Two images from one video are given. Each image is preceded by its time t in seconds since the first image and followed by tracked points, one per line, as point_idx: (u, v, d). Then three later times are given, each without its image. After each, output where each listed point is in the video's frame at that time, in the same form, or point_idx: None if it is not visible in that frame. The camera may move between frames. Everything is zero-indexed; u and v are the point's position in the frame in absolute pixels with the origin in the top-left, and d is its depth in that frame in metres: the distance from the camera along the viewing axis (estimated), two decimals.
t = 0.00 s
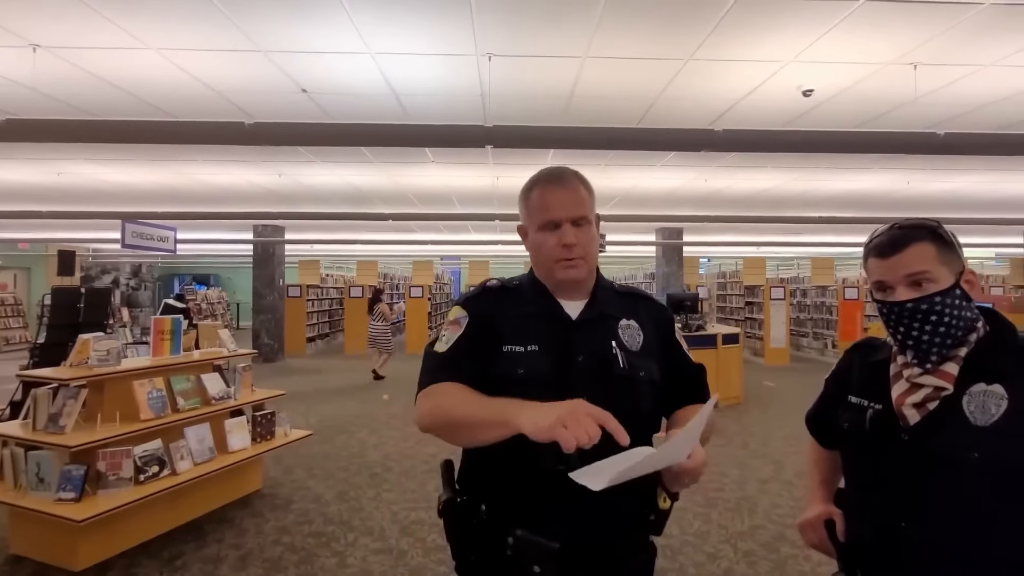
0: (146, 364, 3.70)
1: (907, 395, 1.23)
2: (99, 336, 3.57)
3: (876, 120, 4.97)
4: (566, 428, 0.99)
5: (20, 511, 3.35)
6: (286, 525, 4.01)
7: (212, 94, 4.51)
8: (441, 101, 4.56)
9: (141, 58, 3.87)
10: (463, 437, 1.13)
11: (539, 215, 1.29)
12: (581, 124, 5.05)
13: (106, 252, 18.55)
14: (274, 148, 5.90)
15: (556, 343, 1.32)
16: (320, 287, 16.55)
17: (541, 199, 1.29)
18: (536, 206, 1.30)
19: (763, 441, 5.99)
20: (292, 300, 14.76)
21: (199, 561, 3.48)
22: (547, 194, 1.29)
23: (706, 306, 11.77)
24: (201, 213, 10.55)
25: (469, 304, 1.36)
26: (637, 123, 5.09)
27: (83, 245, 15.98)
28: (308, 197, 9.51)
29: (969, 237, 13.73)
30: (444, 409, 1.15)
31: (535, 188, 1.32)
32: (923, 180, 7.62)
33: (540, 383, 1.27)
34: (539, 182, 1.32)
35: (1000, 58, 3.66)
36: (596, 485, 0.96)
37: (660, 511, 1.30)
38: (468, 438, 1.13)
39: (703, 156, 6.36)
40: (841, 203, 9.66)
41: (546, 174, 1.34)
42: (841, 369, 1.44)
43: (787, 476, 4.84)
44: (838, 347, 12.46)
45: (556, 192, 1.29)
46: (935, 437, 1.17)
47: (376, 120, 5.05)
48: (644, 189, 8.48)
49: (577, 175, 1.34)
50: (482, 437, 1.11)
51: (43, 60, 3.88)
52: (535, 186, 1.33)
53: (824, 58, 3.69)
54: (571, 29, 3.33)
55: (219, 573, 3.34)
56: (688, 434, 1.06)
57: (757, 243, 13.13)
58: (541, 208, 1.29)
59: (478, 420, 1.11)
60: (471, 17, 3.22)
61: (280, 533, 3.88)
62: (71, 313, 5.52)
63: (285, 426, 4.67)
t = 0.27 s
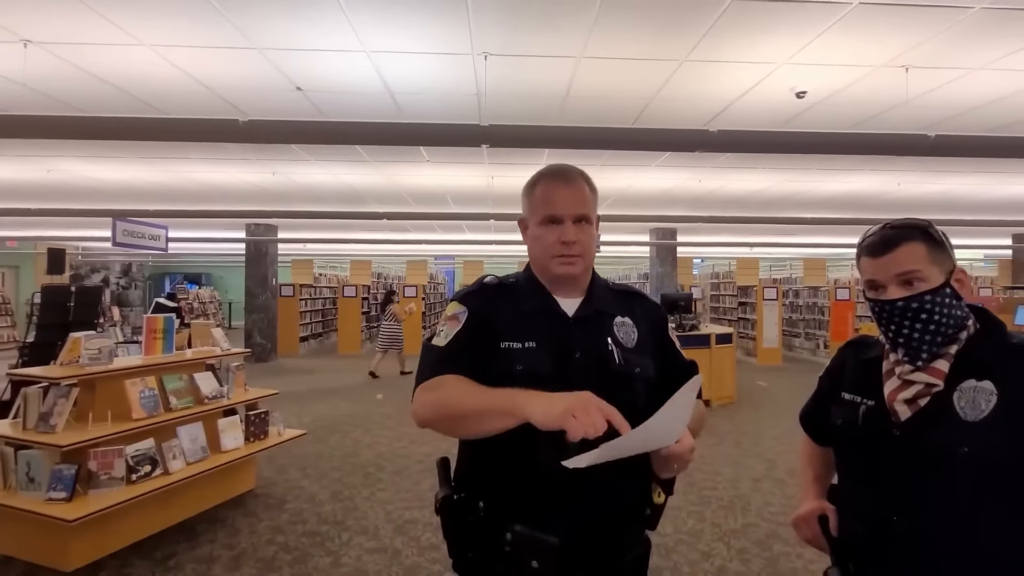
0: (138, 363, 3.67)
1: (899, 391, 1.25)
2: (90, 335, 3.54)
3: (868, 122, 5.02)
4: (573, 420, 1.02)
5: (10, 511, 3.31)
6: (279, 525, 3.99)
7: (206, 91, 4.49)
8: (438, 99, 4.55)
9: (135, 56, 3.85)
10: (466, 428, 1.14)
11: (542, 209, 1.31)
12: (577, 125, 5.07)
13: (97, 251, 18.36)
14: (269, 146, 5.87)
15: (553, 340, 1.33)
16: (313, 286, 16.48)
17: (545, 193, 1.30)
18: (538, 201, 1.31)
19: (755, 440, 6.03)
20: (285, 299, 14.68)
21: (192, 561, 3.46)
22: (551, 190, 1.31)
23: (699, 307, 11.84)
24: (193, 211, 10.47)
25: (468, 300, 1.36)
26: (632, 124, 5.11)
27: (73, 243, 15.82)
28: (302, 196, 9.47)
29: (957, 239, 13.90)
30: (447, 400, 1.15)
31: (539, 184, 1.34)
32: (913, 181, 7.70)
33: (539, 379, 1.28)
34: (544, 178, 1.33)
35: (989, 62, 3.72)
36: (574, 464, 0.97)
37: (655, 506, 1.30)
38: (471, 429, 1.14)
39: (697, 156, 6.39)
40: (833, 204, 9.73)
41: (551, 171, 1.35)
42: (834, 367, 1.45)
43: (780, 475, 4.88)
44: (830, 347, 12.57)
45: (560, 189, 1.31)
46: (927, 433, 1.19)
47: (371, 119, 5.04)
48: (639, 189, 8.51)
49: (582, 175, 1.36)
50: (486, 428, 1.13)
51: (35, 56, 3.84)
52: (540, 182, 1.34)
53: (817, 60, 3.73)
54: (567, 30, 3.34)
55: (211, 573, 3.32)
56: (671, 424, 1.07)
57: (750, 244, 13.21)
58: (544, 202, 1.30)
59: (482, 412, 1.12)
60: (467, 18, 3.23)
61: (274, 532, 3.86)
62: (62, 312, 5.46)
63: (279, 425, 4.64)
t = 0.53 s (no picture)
0: (133, 363, 3.65)
1: (892, 389, 1.26)
2: (84, 334, 3.51)
3: (862, 124, 5.06)
4: (570, 424, 1.02)
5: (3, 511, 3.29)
6: (275, 524, 3.98)
7: (201, 89, 4.47)
8: (435, 99, 4.55)
9: (130, 53, 3.82)
10: (465, 428, 1.15)
11: (540, 210, 1.32)
12: (574, 125, 5.08)
13: (89, 250, 18.23)
14: (264, 145, 5.84)
15: (551, 340, 1.34)
16: (308, 285, 16.42)
17: (544, 194, 1.31)
18: (537, 202, 1.32)
19: (750, 439, 6.07)
20: (280, 298, 14.62)
21: (187, 561, 3.45)
22: (549, 191, 1.32)
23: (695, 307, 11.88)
24: (187, 210, 10.41)
25: (466, 300, 1.36)
26: (629, 124, 5.12)
27: (65, 242, 15.69)
28: (298, 195, 9.43)
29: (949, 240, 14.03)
30: (447, 401, 1.16)
31: (537, 184, 1.34)
32: (907, 183, 7.76)
33: (537, 379, 1.29)
34: (543, 179, 1.34)
35: (982, 65, 3.75)
36: (575, 463, 0.98)
37: (651, 503, 1.33)
38: (470, 429, 1.15)
39: (693, 157, 6.41)
40: (827, 206, 9.80)
41: (550, 172, 1.36)
42: (828, 366, 1.47)
43: (774, 474, 4.92)
44: (824, 347, 12.65)
45: (559, 190, 1.31)
46: (918, 430, 1.20)
47: (367, 118, 5.03)
48: (635, 189, 8.54)
49: (581, 176, 1.36)
50: (485, 428, 1.13)
51: (28, 52, 3.81)
52: (539, 182, 1.34)
53: (812, 62, 3.75)
54: (564, 30, 3.35)
55: (207, 573, 3.31)
56: (667, 421, 1.09)
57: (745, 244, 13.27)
58: (543, 204, 1.31)
59: (482, 413, 1.12)
60: (465, 18, 3.24)
61: (269, 532, 3.85)
62: (54, 311, 5.42)
63: (274, 425, 4.63)
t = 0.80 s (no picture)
0: (129, 363, 3.64)
1: (882, 386, 1.28)
2: (79, 334, 3.50)
3: (855, 125, 5.10)
4: (558, 421, 1.01)
5: None
6: (271, 525, 3.98)
7: (196, 89, 4.45)
8: (431, 99, 4.55)
9: (124, 52, 3.81)
10: (460, 424, 1.16)
11: (535, 212, 1.33)
12: (570, 125, 5.10)
13: (83, 250, 18.12)
14: (259, 145, 5.83)
15: (547, 340, 1.36)
16: (304, 285, 16.37)
17: (539, 196, 1.33)
18: (532, 203, 1.33)
19: (744, 438, 6.10)
20: (275, 299, 14.58)
21: (183, 562, 3.44)
22: (544, 192, 1.33)
23: (690, 306, 11.92)
24: (181, 210, 10.37)
25: (464, 300, 1.38)
26: (624, 125, 5.14)
27: (58, 242, 15.58)
28: (293, 195, 9.41)
29: (942, 239, 14.14)
30: (442, 399, 1.17)
31: (533, 185, 1.36)
32: (900, 183, 7.82)
33: (533, 378, 1.30)
34: (538, 180, 1.35)
35: (973, 67, 3.79)
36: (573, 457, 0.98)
37: (645, 501, 1.35)
38: (466, 425, 1.16)
39: (688, 157, 6.44)
40: (821, 205, 9.86)
41: (546, 173, 1.37)
42: (821, 364, 1.49)
43: (768, 472, 4.95)
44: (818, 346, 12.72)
45: (554, 192, 1.33)
46: (908, 426, 1.23)
47: (362, 118, 5.02)
48: (630, 189, 8.56)
49: (577, 178, 1.38)
50: (480, 424, 1.14)
51: (22, 51, 3.79)
52: (536, 184, 1.36)
53: (806, 63, 3.78)
54: (559, 31, 3.36)
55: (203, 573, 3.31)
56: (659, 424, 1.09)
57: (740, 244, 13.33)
58: (538, 205, 1.33)
59: (475, 410, 1.13)
60: (460, 19, 3.26)
61: (266, 532, 3.85)
62: (48, 311, 5.40)
63: (271, 425, 4.63)
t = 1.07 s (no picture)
0: (120, 361, 3.62)
1: (872, 380, 1.30)
2: (69, 332, 3.48)
3: (847, 123, 5.14)
4: (548, 412, 1.02)
5: None
6: (265, 523, 3.97)
7: (187, 85, 4.42)
8: (425, 96, 4.54)
9: (114, 48, 3.77)
10: (449, 417, 1.16)
11: (528, 208, 1.33)
12: (563, 123, 5.10)
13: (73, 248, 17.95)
14: (252, 141, 5.79)
15: (541, 335, 1.36)
16: (298, 283, 16.30)
17: (531, 192, 1.33)
18: (525, 199, 1.33)
19: (737, 434, 6.15)
20: (268, 296, 14.51)
21: (176, 560, 3.43)
22: (537, 188, 1.33)
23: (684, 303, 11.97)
24: (173, 207, 10.28)
25: (459, 295, 1.38)
26: (618, 122, 5.15)
27: (48, 240, 15.43)
28: (286, 192, 9.36)
29: (932, 237, 14.28)
30: (432, 391, 1.18)
31: (526, 182, 1.36)
32: (891, 181, 7.87)
33: (526, 373, 1.31)
34: (531, 177, 1.36)
35: (962, 66, 3.82)
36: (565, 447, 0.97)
37: (637, 496, 1.37)
38: (456, 419, 1.16)
39: (681, 155, 6.47)
40: (813, 203, 9.92)
41: (539, 170, 1.38)
42: (812, 358, 1.51)
43: (761, 468, 4.99)
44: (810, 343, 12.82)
45: (547, 188, 1.33)
46: (897, 421, 1.23)
47: (355, 115, 5.00)
48: (624, 187, 8.58)
49: (570, 174, 1.38)
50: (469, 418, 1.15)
51: (9, 46, 3.74)
52: (528, 180, 1.36)
53: (797, 61, 3.81)
54: (552, 28, 3.36)
55: (196, 572, 3.30)
56: (649, 418, 1.09)
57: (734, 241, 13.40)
58: (531, 201, 1.33)
59: (465, 403, 1.14)
60: (453, 17, 3.26)
61: (259, 531, 3.84)
62: (37, 309, 5.34)
63: (264, 423, 4.61)
